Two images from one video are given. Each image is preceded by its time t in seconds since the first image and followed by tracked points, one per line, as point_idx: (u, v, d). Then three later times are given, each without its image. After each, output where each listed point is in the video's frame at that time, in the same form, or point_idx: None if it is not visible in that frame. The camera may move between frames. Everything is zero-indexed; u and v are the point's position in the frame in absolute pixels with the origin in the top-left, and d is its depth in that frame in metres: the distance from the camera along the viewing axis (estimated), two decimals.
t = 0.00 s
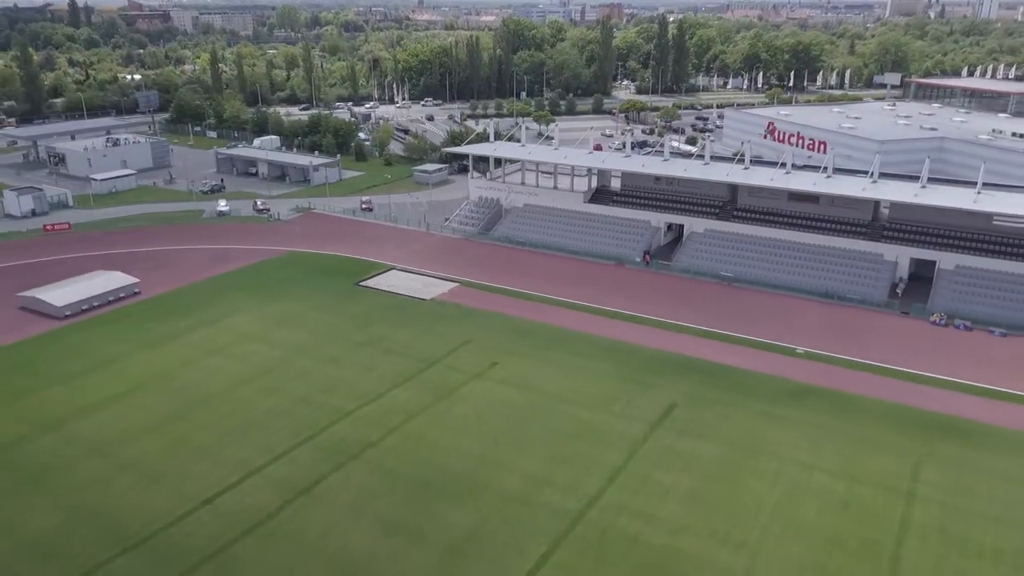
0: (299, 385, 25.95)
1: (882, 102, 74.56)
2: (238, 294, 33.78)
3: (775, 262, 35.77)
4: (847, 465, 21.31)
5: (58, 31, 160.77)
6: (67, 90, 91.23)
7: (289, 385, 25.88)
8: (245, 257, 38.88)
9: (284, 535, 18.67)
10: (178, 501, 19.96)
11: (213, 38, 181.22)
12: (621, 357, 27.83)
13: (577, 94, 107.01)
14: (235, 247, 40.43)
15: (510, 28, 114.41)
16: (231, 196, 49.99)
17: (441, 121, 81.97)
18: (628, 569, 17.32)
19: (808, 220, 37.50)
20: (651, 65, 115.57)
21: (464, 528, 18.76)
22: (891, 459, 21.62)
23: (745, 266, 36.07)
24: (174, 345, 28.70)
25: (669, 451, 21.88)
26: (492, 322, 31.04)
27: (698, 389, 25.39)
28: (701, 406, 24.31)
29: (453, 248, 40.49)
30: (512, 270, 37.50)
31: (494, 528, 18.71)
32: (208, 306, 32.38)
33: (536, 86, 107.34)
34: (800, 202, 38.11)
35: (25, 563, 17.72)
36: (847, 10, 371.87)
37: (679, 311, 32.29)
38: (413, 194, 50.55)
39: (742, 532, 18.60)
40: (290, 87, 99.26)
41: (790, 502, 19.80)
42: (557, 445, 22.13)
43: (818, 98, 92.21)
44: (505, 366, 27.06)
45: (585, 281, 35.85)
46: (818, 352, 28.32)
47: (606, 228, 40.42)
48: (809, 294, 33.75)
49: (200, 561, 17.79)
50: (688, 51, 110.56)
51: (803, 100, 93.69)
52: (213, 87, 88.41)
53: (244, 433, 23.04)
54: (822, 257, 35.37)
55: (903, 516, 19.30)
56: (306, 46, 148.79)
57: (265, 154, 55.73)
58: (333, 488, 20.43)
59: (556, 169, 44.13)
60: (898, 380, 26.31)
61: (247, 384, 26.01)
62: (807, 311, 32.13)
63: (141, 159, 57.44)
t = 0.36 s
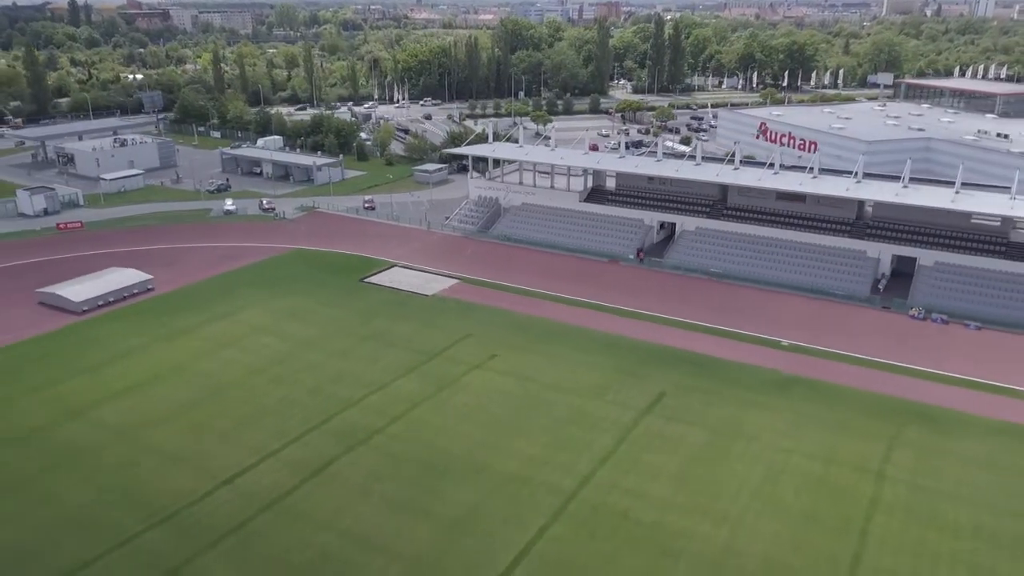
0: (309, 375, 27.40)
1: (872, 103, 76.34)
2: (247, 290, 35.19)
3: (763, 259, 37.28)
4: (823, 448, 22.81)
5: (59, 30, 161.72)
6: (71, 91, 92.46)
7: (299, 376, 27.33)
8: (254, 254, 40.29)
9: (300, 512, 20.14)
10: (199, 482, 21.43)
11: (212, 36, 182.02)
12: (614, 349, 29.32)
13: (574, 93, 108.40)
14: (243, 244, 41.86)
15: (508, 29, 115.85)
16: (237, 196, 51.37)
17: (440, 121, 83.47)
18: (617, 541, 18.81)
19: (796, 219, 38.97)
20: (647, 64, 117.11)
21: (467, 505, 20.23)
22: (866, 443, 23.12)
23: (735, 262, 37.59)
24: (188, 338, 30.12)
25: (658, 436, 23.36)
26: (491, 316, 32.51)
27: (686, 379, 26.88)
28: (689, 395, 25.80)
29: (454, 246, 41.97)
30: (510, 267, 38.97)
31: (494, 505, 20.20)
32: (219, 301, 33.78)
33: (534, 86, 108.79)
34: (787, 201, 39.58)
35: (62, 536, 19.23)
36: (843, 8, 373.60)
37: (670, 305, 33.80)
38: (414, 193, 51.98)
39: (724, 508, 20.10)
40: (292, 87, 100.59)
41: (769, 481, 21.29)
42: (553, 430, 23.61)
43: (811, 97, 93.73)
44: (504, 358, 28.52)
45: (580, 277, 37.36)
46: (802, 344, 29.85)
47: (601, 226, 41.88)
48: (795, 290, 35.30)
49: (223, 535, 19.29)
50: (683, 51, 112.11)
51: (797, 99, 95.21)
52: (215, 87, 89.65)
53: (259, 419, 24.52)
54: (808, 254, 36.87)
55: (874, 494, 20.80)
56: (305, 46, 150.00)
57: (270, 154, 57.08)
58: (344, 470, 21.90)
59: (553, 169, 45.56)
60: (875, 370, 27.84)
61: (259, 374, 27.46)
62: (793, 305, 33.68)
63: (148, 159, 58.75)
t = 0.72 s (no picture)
0: (317, 367, 28.85)
1: (864, 103, 77.99)
2: (255, 286, 36.64)
3: (752, 256, 38.76)
4: (801, 433, 24.32)
5: (60, 30, 162.84)
6: (74, 91, 93.77)
7: (307, 367, 28.78)
8: (260, 252, 41.71)
9: (312, 492, 21.61)
10: (217, 465, 22.90)
11: (211, 36, 183.24)
12: (607, 342, 30.81)
13: (571, 93, 109.85)
14: (249, 243, 43.27)
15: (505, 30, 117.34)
16: (242, 195, 52.76)
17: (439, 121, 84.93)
18: (607, 518, 20.31)
19: (783, 218, 40.46)
20: (643, 65, 118.62)
21: (468, 486, 21.71)
22: (842, 429, 24.63)
23: (724, 259, 39.09)
24: (200, 332, 31.57)
25: (647, 422, 24.86)
26: (490, 311, 34.00)
27: (675, 370, 28.39)
28: (677, 384, 27.32)
29: (453, 244, 43.43)
30: (508, 264, 40.42)
31: (493, 486, 21.68)
32: (229, 298, 35.23)
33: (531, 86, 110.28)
34: (775, 201, 41.09)
35: (91, 515, 20.67)
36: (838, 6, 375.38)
37: (661, 300, 35.29)
38: (414, 193, 53.41)
39: (707, 488, 21.60)
40: (292, 87, 101.95)
41: (750, 463, 22.80)
42: (549, 417, 25.10)
43: (804, 97, 95.28)
44: (502, 350, 30.00)
45: (576, 274, 38.88)
46: (786, 337, 31.36)
47: (595, 224, 43.36)
48: (781, 286, 36.84)
49: (242, 513, 20.72)
50: (679, 52, 113.60)
51: (790, 99, 96.80)
52: (217, 87, 90.97)
53: (271, 408, 25.97)
54: (795, 251, 38.37)
55: (848, 475, 22.31)
56: (305, 46, 151.36)
57: (273, 154, 58.47)
58: (353, 454, 23.37)
59: (549, 169, 47.02)
60: (854, 362, 29.37)
61: (269, 366, 28.88)
62: (779, 300, 35.19)
63: (154, 159, 60.10)
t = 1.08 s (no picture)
0: (323, 361, 30.11)
1: (855, 104, 79.43)
2: (261, 284, 37.87)
3: (741, 255, 40.10)
4: (784, 422, 25.67)
5: (59, 30, 163.72)
6: (76, 92, 94.85)
7: (313, 361, 30.05)
8: (265, 251, 42.94)
9: (321, 477, 22.89)
10: (231, 452, 24.19)
11: (210, 36, 184.74)
12: (600, 337, 32.11)
13: (568, 93, 111.22)
14: (254, 241, 44.51)
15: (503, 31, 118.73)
16: (245, 195, 53.96)
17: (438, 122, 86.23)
18: (599, 500, 21.62)
19: (771, 217, 41.80)
20: (639, 65, 120.02)
21: (468, 471, 23.00)
22: (823, 418, 25.96)
23: (714, 258, 40.42)
24: (210, 328, 32.80)
25: (638, 412, 26.17)
26: (489, 307, 35.28)
27: (664, 363, 29.71)
28: (667, 376, 28.62)
29: (452, 243, 44.69)
30: (505, 262, 41.74)
31: (492, 471, 22.98)
32: (236, 295, 36.47)
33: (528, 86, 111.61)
34: (764, 201, 42.43)
35: (113, 499, 21.94)
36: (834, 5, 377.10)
37: (654, 297, 36.61)
38: (414, 193, 54.66)
39: (693, 473, 22.93)
40: (292, 88, 103.14)
41: (734, 450, 24.14)
42: (545, 408, 26.41)
43: (797, 97, 96.75)
44: (500, 345, 31.30)
45: (571, 272, 40.19)
46: (772, 332, 32.72)
47: (590, 223, 44.64)
48: (769, 283, 38.16)
49: (255, 497, 22.02)
50: (674, 52, 115.04)
51: (783, 100, 98.28)
52: (218, 88, 92.12)
53: (280, 399, 27.25)
54: (782, 250, 39.71)
55: (827, 460, 23.64)
56: (305, 45, 152.53)
57: (275, 155, 59.67)
58: (359, 442, 24.65)
59: (545, 170, 48.31)
60: (836, 355, 30.75)
61: (277, 360, 30.13)
62: (766, 297, 36.53)
63: (158, 159, 61.24)
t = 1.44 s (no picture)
0: (328, 354, 31.54)
1: (845, 104, 81.08)
2: (267, 281, 39.27)
3: (729, 252, 41.64)
4: (765, 410, 27.20)
5: (58, 29, 164.82)
6: (78, 92, 96.07)
7: (318, 354, 31.48)
8: (269, 249, 44.33)
9: (329, 462, 24.36)
10: (243, 438, 25.64)
11: (208, 36, 185.91)
12: (593, 331, 33.59)
13: (563, 94, 112.82)
14: (258, 240, 45.92)
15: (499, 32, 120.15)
16: (248, 195, 55.34)
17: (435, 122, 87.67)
18: (590, 482, 23.11)
19: (759, 216, 43.33)
20: (634, 65, 121.73)
21: (468, 456, 24.47)
22: (802, 407, 27.49)
23: (703, 255, 41.95)
24: (219, 323, 34.22)
25: (628, 401, 27.67)
26: (486, 303, 36.74)
27: (654, 355, 31.21)
28: (656, 368, 30.12)
29: (451, 241, 46.15)
30: (502, 259, 43.24)
31: (490, 455, 24.45)
32: (243, 291, 37.87)
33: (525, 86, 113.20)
34: (752, 200, 43.95)
35: (134, 482, 23.37)
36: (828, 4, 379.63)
37: (645, 293, 38.12)
38: (413, 193, 56.10)
39: (678, 457, 24.42)
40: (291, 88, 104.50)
41: (718, 436, 25.65)
42: (540, 397, 27.90)
43: (789, 98, 98.41)
44: (497, 338, 32.76)
45: (565, 269, 41.67)
46: (757, 326, 34.27)
47: (584, 222, 46.12)
48: (756, 280, 39.68)
49: (267, 480, 23.47)
50: (668, 52, 116.71)
51: (775, 100, 100.00)
52: (218, 89, 93.44)
53: (288, 390, 28.70)
54: (769, 247, 41.24)
55: (805, 445, 25.17)
56: (303, 45, 153.95)
57: (277, 155, 61.03)
58: (364, 429, 26.12)
59: (541, 170, 49.80)
60: (817, 347, 32.31)
61: (284, 353, 31.57)
62: (752, 293, 38.05)
63: (162, 160, 62.55)
